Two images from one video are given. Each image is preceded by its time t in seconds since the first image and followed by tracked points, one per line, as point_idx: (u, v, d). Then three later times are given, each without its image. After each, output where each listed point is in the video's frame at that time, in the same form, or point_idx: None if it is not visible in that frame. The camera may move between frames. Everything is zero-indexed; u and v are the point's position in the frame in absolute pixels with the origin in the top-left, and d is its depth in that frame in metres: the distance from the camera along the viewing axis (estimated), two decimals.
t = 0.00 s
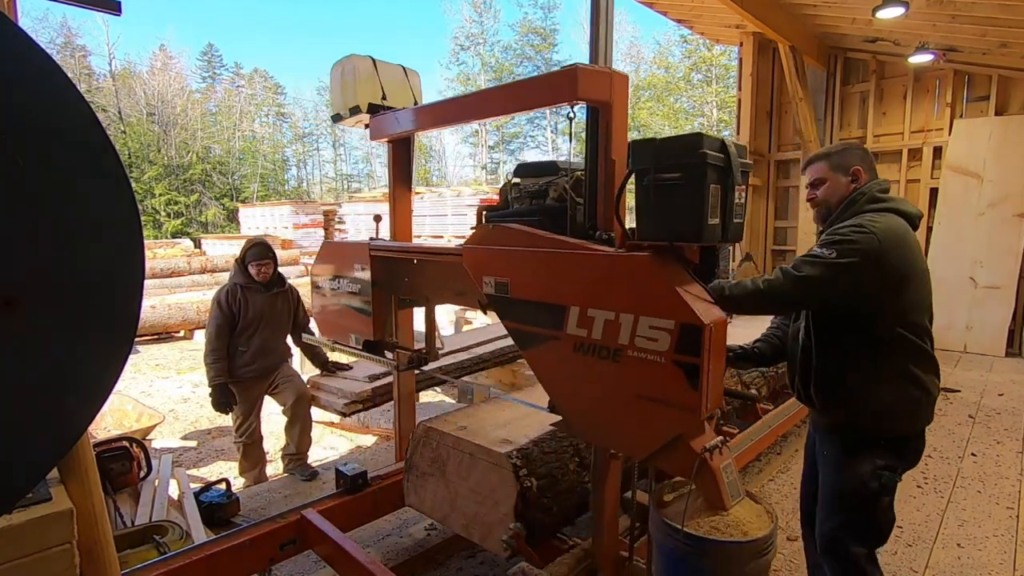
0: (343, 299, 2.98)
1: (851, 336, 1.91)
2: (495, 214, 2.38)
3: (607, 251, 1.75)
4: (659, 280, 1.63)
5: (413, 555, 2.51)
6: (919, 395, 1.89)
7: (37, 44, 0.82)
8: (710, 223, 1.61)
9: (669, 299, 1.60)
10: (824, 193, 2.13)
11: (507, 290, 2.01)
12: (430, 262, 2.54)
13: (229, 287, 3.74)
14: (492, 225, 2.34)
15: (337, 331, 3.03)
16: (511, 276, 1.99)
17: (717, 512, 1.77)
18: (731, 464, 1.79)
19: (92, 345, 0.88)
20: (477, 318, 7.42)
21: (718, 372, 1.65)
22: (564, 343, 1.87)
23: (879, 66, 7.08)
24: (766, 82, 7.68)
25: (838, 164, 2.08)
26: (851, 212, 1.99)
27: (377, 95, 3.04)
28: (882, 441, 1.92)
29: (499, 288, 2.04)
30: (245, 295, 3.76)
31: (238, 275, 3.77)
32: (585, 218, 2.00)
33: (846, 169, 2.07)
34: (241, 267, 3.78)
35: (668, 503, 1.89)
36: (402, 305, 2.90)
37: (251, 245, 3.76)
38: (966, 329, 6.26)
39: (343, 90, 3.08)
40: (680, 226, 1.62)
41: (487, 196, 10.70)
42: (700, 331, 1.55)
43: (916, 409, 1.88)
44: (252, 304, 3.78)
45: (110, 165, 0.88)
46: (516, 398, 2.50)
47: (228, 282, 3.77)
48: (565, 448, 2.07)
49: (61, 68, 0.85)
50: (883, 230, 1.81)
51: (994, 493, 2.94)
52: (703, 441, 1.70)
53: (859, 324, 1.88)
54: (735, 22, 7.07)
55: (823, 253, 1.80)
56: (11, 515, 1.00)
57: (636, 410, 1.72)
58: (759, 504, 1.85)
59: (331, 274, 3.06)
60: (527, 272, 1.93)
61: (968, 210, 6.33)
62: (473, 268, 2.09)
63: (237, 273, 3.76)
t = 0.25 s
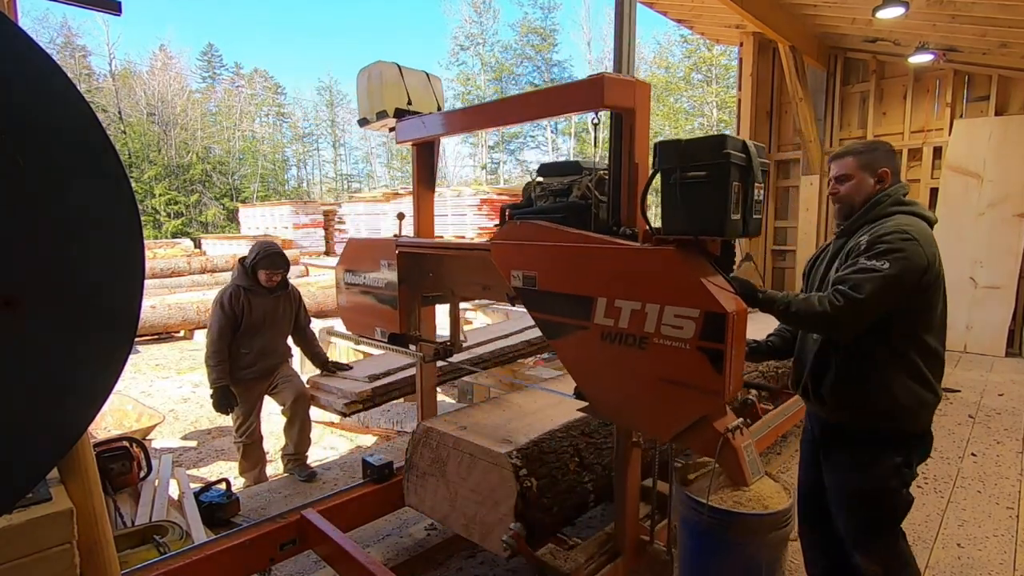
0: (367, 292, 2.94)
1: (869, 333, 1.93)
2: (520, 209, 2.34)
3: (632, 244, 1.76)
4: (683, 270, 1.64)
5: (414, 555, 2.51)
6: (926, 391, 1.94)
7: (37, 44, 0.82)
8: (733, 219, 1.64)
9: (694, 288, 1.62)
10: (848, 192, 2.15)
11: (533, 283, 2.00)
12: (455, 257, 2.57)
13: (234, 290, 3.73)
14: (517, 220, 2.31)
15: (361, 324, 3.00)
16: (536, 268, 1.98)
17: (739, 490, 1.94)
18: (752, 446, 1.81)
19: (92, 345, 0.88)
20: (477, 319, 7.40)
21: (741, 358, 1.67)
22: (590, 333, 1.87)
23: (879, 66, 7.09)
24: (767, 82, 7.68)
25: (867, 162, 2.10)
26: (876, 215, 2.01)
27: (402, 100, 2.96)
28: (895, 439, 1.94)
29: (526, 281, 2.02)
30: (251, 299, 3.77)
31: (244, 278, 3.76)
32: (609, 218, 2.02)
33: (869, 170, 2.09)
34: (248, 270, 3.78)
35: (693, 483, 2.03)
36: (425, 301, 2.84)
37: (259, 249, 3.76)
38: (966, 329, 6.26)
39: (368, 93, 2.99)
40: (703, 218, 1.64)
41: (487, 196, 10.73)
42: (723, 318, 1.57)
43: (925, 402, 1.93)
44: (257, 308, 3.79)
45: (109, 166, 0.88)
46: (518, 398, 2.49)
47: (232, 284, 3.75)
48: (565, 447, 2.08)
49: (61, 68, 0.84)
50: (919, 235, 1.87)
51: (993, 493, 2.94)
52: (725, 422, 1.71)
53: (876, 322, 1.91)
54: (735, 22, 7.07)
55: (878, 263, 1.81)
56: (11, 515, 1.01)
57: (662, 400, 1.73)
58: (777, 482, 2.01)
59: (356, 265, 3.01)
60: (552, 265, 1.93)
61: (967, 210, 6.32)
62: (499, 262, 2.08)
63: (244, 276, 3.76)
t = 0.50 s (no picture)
0: (394, 289, 2.92)
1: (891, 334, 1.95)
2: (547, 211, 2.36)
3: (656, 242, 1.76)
4: (705, 263, 1.65)
5: (413, 555, 2.51)
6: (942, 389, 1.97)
7: (38, 44, 0.82)
8: (755, 219, 1.65)
9: (719, 281, 1.62)
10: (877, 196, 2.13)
11: (563, 281, 1.99)
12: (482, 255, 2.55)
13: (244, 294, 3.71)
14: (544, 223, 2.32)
15: (389, 320, 2.97)
16: (565, 267, 1.97)
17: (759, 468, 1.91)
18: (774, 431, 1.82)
19: (92, 344, 0.88)
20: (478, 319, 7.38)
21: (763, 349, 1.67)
22: (617, 326, 1.86)
23: (879, 66, 7.09)
24: (767, 82, 7.68)
25: (903, 167, 2.05)
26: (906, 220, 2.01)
27: (432, 106, 2.96)
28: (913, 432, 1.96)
29: (555, 279, 2.01)
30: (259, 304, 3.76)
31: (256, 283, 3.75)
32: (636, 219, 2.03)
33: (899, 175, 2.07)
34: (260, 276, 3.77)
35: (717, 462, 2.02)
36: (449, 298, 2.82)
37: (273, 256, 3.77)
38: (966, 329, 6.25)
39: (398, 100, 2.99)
40: (726, 220, 1.65)
41: (487, 196, 10.73)
42: (746, 310, 1.58)
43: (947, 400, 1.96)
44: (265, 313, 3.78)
45: (109, 166, 0.88)
46: (520, 400, 2.47)
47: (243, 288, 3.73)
48: (565, 447, 2.08)
49: (61, 69, 0.84)
50: (947, 245, 1.90)
51: (994, 493, 2.94)
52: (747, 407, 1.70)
53: (897, 323, 1.93)
54: (734, 22, 7.08)
55: (902, 270, 1.83)
56: (12, 515, 1.01)
57: (685, 389, 1.75)
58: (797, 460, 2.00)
59: (382, 263, 3.00)
60: (578, 260, 1.93)
61: (968, 210, 6.31)
62: (528, 260, 2.06)
63: (255, 280, 3.75)
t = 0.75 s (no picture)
0: (431, 286, 2.91)
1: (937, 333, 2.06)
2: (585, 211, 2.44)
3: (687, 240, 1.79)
4: (736, 258, 1.67)
5: (414, 555, 2.51)
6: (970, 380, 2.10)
7: (37, 44, 0.82)
8: (784, 219, 1.73)
9: (750, 273, 1.65)
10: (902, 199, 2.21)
11: (602, 277, 1.99)
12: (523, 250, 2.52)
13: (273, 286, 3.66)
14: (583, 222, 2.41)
15: (427, 314, 2.95)
16: (603, 262, 1.98)
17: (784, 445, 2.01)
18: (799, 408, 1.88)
19: (92, 344, 0.88)
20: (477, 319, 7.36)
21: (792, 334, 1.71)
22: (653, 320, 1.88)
23: (880, 66, 7.10)
24: (767, 82, 7.68)
25: (933, 172, 2.10)
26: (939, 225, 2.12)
27: (471, 112, 2.98)
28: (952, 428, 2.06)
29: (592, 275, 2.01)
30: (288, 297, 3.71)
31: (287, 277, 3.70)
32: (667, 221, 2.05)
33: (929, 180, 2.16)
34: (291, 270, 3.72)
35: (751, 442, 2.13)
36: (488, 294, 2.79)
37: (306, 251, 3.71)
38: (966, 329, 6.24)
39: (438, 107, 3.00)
40: (757, 221, 1.74)
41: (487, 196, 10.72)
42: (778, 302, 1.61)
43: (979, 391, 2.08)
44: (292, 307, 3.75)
45: (110, 167, 0.88)
46: (521, 400, 2.47)
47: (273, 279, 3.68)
48: (564, 447, 2.07)
49: (61, 69, 0.85)
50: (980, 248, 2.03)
51: (994, 493, 2.94)
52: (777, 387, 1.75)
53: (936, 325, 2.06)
54: (734, 22, 7.07)
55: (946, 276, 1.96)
56: (11, 516, 1.01)
57: (721, 378, 1.77)
58: (821, 439, 2.10)
59: (417, 263, 2.98)
60: (611, 256, 1.94)
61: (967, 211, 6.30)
62: (570, 256, 2.06)
63: (287, 274, 3.70)
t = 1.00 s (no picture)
0: (466, 283, 2.89)
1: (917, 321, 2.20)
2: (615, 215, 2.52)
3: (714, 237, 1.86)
4: (764, 254, 1.75)
5: (413, 555, 2.51)
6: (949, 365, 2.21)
7: (36, 43, 0.83)
8: (809, 222, 1.80)
9: (778, 268, 1.73)
10: (893, 212, 2.42)
11: (635, 273, 2.03)
12: (554, 248, 2.52)
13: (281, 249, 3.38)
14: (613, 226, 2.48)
15: (462, 310, 2.92)
16: (636, 258, 2.02)
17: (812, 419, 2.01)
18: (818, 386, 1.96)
19: (92, 345, 0.88)
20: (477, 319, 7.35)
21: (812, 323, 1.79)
22: (684, 312, 1.94)
23: (879, 66, 7.10)
24: (767, 82, 7.68)
25: (910, 185, 2.36)
26: (922, 229, 2.28)
27: (506, 119, 2.99)
28: (929, 407, 2.18)
29: (624, 270, 2.06)
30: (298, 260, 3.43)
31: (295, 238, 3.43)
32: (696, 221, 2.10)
33: (907, 193, 2.37)
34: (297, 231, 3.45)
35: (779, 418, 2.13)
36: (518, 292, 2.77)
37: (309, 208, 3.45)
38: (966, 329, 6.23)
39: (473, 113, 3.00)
40: (785, 221, 1.81)
41: (487, 196, 10.73)
42: (803, 293, 1.69)
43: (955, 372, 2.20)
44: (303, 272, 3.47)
45: (110, 168, 0.88)
46: (522, 400, 2.46)
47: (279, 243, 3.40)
48: (564, 448, 2.08)
49: (61, 69, 0.85)
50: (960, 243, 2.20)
51: (993, 493, 2.94)
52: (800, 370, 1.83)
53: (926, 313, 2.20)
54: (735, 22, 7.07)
55: (929, 265, 2.12)
56: (11, 516, 1.00)
57: (750, 366, 1.84)
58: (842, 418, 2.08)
59: (451, 261, 2.97)
60: (643, 253, 2.00)
61: (968, 211, 6.29)
62: (603, 254, 2.09)
63: (293, 234, 3.42)
